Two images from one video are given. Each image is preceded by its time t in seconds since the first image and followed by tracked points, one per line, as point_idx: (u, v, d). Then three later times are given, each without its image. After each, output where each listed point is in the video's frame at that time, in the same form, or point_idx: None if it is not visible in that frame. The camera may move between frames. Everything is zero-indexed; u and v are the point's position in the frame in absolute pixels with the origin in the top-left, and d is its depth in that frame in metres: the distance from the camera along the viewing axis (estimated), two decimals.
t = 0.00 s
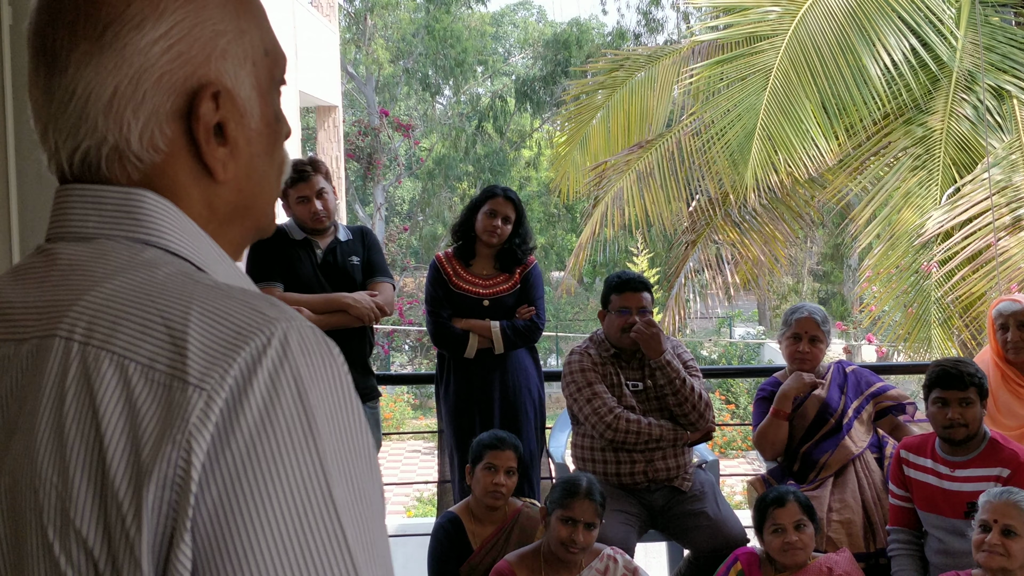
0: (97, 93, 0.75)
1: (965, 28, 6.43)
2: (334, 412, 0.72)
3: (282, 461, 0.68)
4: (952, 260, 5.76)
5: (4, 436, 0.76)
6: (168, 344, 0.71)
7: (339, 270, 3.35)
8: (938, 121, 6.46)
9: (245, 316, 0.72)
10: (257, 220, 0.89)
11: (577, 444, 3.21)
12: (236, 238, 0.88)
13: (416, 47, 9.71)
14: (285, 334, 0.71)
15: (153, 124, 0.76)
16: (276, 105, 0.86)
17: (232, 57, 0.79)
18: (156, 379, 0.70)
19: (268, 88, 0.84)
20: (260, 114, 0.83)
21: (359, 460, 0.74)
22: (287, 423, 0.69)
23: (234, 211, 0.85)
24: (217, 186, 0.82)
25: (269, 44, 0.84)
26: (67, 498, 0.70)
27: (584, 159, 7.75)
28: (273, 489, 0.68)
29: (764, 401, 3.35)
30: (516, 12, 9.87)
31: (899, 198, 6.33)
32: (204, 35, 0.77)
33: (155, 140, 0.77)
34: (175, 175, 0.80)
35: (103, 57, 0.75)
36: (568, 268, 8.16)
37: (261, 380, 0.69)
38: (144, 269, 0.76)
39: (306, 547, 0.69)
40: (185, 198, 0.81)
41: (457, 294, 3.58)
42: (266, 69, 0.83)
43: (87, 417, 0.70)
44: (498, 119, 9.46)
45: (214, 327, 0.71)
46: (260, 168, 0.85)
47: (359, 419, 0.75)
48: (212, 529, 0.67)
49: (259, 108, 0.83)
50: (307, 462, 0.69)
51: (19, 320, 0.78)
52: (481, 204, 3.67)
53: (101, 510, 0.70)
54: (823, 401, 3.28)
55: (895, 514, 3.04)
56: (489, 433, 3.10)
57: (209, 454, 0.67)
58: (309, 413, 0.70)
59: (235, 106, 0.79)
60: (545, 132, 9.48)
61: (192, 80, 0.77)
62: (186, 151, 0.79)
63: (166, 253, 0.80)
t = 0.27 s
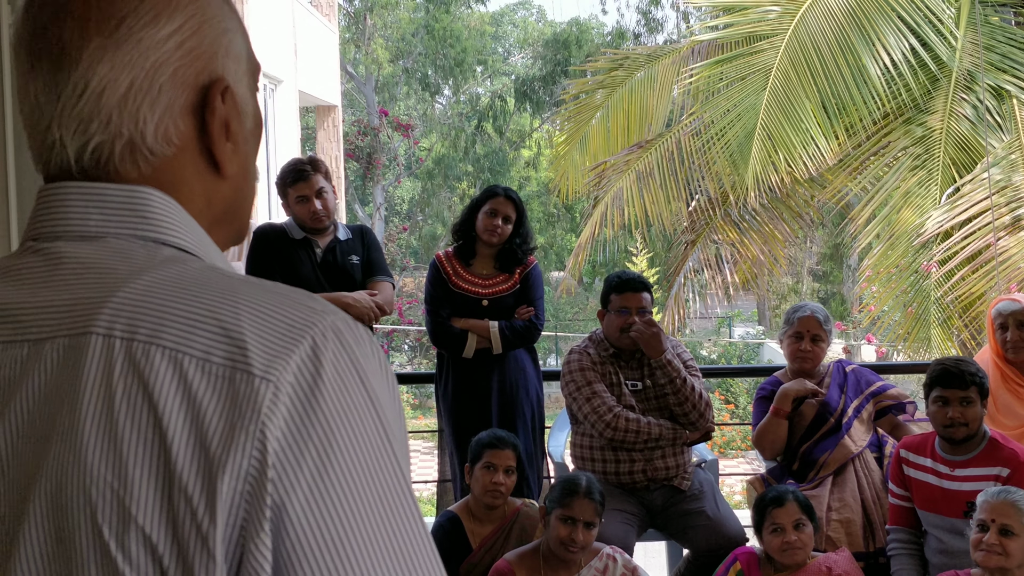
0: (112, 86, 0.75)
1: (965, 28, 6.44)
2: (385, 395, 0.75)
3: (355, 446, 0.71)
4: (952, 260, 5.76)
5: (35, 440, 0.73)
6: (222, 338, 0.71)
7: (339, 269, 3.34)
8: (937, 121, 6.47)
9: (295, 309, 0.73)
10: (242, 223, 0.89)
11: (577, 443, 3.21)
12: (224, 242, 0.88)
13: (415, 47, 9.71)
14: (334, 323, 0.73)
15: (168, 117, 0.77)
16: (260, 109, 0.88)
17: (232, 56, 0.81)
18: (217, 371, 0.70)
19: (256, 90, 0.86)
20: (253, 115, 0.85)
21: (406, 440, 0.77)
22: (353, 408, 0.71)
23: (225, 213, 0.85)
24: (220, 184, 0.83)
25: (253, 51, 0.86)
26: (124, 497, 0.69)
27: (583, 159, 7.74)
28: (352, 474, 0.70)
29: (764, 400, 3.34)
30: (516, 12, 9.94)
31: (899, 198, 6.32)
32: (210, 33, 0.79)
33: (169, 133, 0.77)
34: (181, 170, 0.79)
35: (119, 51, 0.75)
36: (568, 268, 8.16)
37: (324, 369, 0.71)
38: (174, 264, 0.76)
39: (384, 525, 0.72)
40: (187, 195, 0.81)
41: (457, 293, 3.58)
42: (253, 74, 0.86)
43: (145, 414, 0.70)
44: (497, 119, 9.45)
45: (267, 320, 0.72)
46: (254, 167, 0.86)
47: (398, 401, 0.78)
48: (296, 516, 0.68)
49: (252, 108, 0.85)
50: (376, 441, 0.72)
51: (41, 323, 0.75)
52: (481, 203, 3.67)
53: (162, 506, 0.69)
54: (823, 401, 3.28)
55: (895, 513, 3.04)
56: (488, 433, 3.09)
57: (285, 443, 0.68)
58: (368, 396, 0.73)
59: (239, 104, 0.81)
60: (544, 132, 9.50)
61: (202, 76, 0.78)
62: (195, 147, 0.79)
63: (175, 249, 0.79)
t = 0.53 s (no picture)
0: (145, 81, 0.75)
1: (965, 28, 6.45)
2: (382, 394, 0.75)
3: (349, 446, 0.71)
4: (952, 259, 5.76)
5: (24, 435, 0.74)
6: (214, 337, 0.71)
7: (339, 268, 3.34)
8: (938, 121, 6.47)
9: (291, 307, 0.73)
10: (245, 242, 0.89)
11: (577, 443, 3.21)
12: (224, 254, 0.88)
13: (415, 46, 9.69)
14: (331, 321, 0.73)
15: (195, 121, 0.77)
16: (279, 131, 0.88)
17: (263, 74, 0.82)
18: (208, 369, 0.70)
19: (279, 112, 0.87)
20: (273, 134, 0.86)
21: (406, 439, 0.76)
22: (347, 407, 0.71)
23: (229, 228, 0.85)
24: (234, 195, 0.83)
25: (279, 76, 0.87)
26: (113, 493, 0.69)
27: (583, 158, 7.73)
28: (344, 474, 0.70)
29: (764, 400, 3.34)
30: (516, 11, 9.96)
31: (899, 197, 6.32)
32: (247, 46, 0.80)
33: (194, 135, 0.77)
34: (197, 174, 0.80)
35: (158, 48, 0.75)
36: (568, 268, 8.16)
37: (318, 367, 0.71)
38: (170, 262, 0.76)
39: (377, 525, 0.71)
40: (198, 199, 0.81)
41: (457, 292, 3.58)
42: (277, 98, 0.86)
43: (135, 411, 0.70)
44: (497, 118, 9.44)
45: (261, 318, 0.72)
46: (267, 185, 0.86)
47: (398, 400, 0.78)
48: (286, 517, 0.68)
49: (274, 128, 0.86)
50: (371, 441, 0.72)
51: (30, 320, 0.76)
52: (480, 201, 3.66)
53: (150, 503, 0.69)
54: (824, 400, 3.28)
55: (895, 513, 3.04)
56: (488, 432, 3.09)
57: (274, 442, 0.68)
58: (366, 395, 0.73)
59: (263, 121, 0.82)
60: (544, 132, 9.50)
61: (234, 86, 0.79)
62: (216, 154, 0.80)
63: (171, 246, 0.79)
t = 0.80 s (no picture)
0: (140, 76, 0.76)
1: (966, 27, 6.46)
2: (336, 400, 0.76)
3: (286, 453, 0.72)
4: (952, 259, 5.76)
5: None
6: (163, 339, 0.73)
7: (340, 267, 3.34)
8: (938, 120, 6.47)
9: (242, 311, 0.75)
10: (256, 229, 0.90)
11: (577, 441, 3.21)
12: (231, 245, 0.89)
13: (416, 45, 9.71)
14: (282, 326, 0.74)
15: (191, 114, 0.78)
16: (287, 122, 0.89)
17: (264, 66, 0.83)
18: (153, 371, 0.72)
19: (286, 103, 0.88)
20: (278, 124, 0.86)
21: (359, 444, 0.77)
22: (288, 414, 0.73)
23: (237, 216, 0.86)
24: (235, 186, 0.84)
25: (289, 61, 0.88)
26: (57, 485, 0.73)
27: (583, 158, 7.72)
28: (277, 482, 0.72)
29: (765, 399, 3.34)
30: (516, 10, 9.80)
31: (899, 197, 6.33)
32: (244, 38, 0.81)
33: (189, 129, 0.78)
34: (194, 167, 0.81)
35: (152, 42, 0.76)
36: (568, 267, 8.16)
37: (260, 373, 0.72)
38: (142, 259, 0.78)
39: (314, 532, 0.73)
40: (197, 193, 0.82)
41: (457, 290, 3.58)
42: (286, 84, 0.87)
43: (81, 409, 0.73)
44: (497, 117, 9.46)
45: (209, 322, 0.74)
46: (271, 176, 0.87)
47: (357, 405, 0.79)
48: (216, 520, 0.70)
49: (278, 118, 0.86)
50: (315, 448, 0.73)
51: (12, 309, 0.79)
52: (476, 200, 3.66)
53: (89, 498, 0.72)
54: (824, 399, 3.28)
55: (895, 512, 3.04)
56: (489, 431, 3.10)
57: (208, 446, 0.70)
58: (313, 401, 0.74)
59: (263, 111, 0.82)
60: (544, 131, 9.54)
61: (230, 78, 0.80)
62: (214, 146, 0.81)
63: (160, 245, 0.81)
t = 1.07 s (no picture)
0: (115, 83, 0.77)
1: (966, 27, 6.46)
2: (305, 402, 0.75)
3: (246, 452, 0.71)
4: (953, 258, 5.77)
5: None
6: (137, 334, 0.73)
7: (340, 266, 3.34)
8: (938, 119, 6.47)
9: (216, 308, 0.74)
10: (265, 212, 0.90)
11: (577, 441, 3.21)
12: (241, 233, 0.90)
13: (416, 45, 9.65)
14: (255, 324, 0.73)
15: (171, 114, 0.78)
16: (284, 101, 0.88)
17: (245, 51, 0.81)
18: (126, 366, 0.72)
19: (278, 83, 0.86)
20: (271, 107, 0.85)
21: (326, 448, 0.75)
22: (251, 413, 0.71)
23: (241, 203, 0.86)
24: (230, 176, 0.84)
25: (277, 40, 0.86)
26: (38, 478, 0.74)
27: (584, 156, 7.75)
28: (235, 481, 0.71)
29: (765, 397, 3.35)
30: (516, 8, 9.88)
31: (899, 196, 6.33)
32: (219, 28, 0.79)
33: (171, 129, 0.78)
34: (186, 166, 0.81)
35: (121, 48, 0.76)
36: (569, 267, 8.16)
37: (227, 369, 0.72)
38: (126, 259, 0.78)
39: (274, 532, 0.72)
40: (192, 190, 0.82)
41: (456, 289, 3.57)
42: (274, 64, 0.86)
43: (59, 403, 0.74)
44: (498, 117, 9.48)
45: (183, 318, 0.73)
46: (270, 161, 0.87)
47: (331, 407, 0.77)
48: (176, 516, 0.70)
49: (270, 101, 0.85)
50: (275, 450, 0.72)
51: (10, 307, 0.80)
52: (478, 198, 3.67)
53: (66, 492, 0.74)
54: (825, 397, 3.28)
55: (896, 511, 3.04)
56: (489, 430, 3.10)
57: (169, 440, 0.70)
58: (277, 402, 0.72)
59: (248, 98, 0.82)
60: (545, 130, 9.60)
61: (207, 72, 0.79)
62: (200, 140, 0.81)
63: (153, 244, 0.80)
